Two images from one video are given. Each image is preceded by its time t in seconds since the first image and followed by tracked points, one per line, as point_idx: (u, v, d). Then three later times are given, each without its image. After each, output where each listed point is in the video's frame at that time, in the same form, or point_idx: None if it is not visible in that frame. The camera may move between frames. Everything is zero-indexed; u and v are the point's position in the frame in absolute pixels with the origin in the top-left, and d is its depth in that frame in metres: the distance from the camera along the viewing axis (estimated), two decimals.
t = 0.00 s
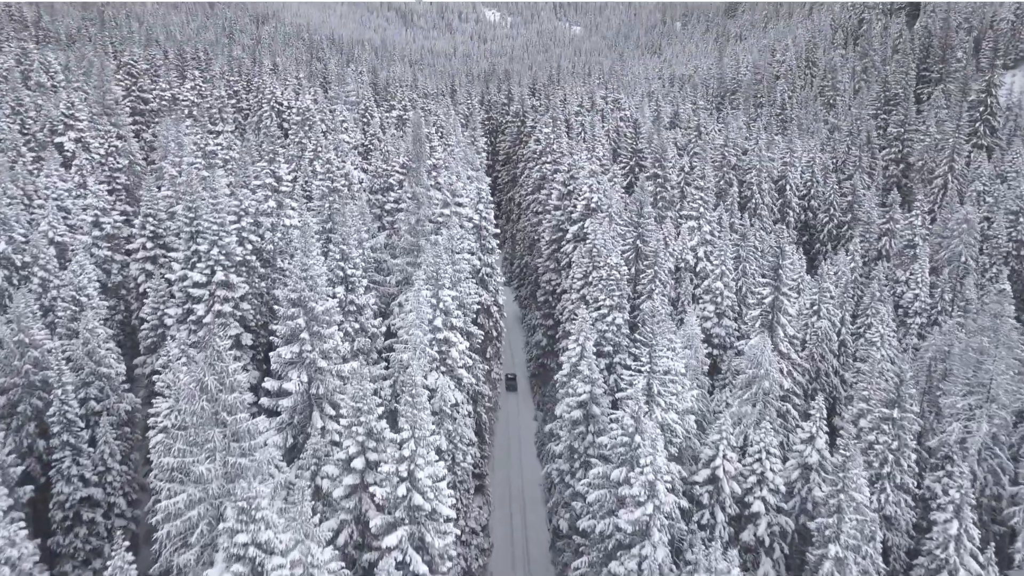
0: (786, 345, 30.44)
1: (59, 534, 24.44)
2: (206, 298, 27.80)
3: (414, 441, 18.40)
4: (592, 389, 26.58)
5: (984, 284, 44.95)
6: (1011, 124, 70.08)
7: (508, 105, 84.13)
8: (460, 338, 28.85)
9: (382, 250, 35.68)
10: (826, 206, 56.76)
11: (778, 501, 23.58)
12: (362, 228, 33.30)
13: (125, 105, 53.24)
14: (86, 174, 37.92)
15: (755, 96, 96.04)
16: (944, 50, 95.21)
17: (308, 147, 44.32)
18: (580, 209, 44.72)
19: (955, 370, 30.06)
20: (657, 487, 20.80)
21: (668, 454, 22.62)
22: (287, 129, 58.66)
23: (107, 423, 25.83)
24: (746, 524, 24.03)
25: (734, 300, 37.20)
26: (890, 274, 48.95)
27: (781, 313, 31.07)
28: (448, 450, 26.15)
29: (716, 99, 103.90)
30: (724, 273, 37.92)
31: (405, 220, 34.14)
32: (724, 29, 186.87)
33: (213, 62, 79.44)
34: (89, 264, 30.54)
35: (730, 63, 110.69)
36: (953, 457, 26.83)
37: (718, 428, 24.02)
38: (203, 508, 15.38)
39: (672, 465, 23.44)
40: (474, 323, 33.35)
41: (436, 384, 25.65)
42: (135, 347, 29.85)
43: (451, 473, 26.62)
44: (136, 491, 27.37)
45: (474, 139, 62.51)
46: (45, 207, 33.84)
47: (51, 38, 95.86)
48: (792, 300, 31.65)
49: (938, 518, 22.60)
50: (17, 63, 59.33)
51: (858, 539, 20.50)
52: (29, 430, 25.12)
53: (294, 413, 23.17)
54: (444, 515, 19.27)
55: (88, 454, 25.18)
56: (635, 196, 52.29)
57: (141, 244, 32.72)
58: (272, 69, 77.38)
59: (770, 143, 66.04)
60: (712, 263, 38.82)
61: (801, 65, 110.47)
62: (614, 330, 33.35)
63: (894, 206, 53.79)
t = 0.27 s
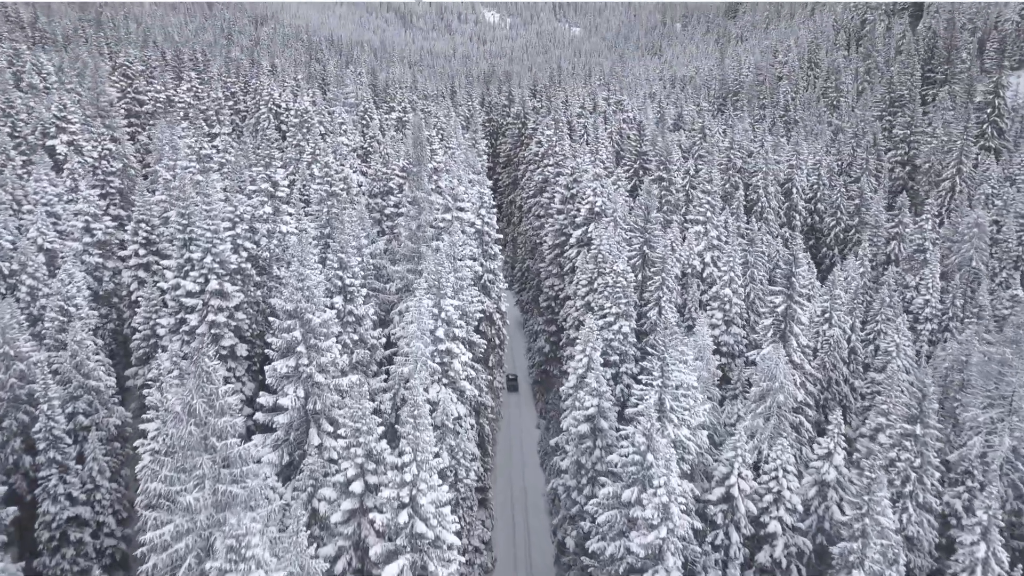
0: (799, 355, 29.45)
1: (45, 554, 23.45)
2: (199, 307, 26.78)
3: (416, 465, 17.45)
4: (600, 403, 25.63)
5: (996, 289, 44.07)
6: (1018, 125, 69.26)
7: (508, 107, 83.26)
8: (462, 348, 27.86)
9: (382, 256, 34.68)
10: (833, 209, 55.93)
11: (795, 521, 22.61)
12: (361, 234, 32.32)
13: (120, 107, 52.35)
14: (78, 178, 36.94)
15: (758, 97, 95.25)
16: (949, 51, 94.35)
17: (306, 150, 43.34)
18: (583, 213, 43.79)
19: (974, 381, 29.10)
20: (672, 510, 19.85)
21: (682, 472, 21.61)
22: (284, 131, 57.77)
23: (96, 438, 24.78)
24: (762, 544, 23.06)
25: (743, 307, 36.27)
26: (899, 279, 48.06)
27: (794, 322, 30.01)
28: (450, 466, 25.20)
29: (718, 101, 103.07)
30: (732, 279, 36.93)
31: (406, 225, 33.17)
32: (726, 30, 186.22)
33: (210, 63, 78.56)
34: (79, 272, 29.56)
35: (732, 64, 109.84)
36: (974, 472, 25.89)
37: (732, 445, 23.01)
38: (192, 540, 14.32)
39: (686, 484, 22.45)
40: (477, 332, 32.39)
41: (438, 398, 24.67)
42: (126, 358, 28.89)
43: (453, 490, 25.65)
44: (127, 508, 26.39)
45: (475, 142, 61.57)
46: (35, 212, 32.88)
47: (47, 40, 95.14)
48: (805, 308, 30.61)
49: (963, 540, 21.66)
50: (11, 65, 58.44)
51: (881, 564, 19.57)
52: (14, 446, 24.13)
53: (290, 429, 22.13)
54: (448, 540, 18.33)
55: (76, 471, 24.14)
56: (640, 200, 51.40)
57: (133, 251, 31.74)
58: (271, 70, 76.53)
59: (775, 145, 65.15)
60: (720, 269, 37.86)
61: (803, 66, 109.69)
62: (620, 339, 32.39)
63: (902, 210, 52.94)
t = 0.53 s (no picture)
0: (812, 364, 28.58)
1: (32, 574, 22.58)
2: (193, 315, 25.89)
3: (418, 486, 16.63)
4: (606, 414, 24.87)
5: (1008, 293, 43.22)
6: None
7: (510, 107, 82.51)
8: (465, 357, 27.02)
9: (382, 261, 33.85)
10: (839, 212, 55.17)
11: (811, 538, 21.78)
12: (361, 238, 31.41)
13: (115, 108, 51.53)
14: (70, 181, 36.11)
15: (761, 98, 94.51)
16: (954, 51, 93.56)
17: (304, 152, 42.52)
18: (587, 217, 42.95)
19: (993, 391, 28.19)
20: (685, 530, 18.99)
21: (695, 490, 20.77)
22: (283, 132, 56.97)
23: (85, 452, 23.88)
24: (776, 562, 22.27)
25: (751, 313, 35.46)
26: (908, 283, 47.28)
27: (806, 330, 29.08)
28: (452, 479, 24.46)
29: (720, 101, 102.33)
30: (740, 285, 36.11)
31: (406, 230, 32.35)
32: (727, 30, 185.53)
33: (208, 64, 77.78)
34: (70, 278, 28.70)
35: (734, 64, 109.06)
36: (994, 485, 25.08)
37: (747, 460, 22.18)
38: (180, 571, 13.30)
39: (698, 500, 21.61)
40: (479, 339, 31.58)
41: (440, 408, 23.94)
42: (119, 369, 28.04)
43: (454, 502, 24.93)
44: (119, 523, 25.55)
45: (476, 143, 60.76)
46: (25, 217, 32.01)
47: (44, 40, 94.50)
48: (817, 316, 29.67)
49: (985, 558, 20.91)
50: (6, 65, 57.67)
51: None
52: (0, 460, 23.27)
53: (286, 443, 21.25)
54: (453, 563, 17.50)
55: (65, 486, 23.27)
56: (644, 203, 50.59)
57: (126, 256, 30.91)
58: (269, 71, 75.75)
59: (779, 147, 64.37)
60: (728, 275, 37.15)
61: (806, 66, 108.96)
62: (627, 346, 31.57)
63: (910, 212, 52.09)
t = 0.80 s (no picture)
0: (825, 372, 27.72)
1: None
2: (187, 324, 25.02)
3: (420, 509, 15.82)
4: (614, 426, 24.04)
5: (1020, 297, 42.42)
6: None
7: (511, 107, 81.68)
8: (467, 367, 26.16)
9: (381, 266, 32.99)
10: (846, 214, 54.36)
11: (828, 557, 20.96)
12: (360, 242, 30.53)
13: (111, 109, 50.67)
14: (63, 183, 35.25)
15: (764, 98, 93.67)
16: (959, 51, 92.70)
17: (302, 153, 41.65)
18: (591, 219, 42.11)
19: (1011, 401, 27.37)
20: (700, 552, 18.15)
21: (709, 508, 19.93)
22: (281, 133, 56.12)
23: (73, 467, 23.01)
24: None
25: (760, 319, 34.63)
26: (917, 286, 46.43)
27: (819, 338, 28.23)
28: (455, 494, 23.65)
29: (723, 101, 101.52)
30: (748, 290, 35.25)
31: (407, 234, 31.51)
32: (728, 30, 184.74)
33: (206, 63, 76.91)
34: (60, 285, 27.82)
35: (736, 64, 108.22)
36: (1015, 500, 24.26)
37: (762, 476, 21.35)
38: None
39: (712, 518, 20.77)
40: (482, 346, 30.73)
41: (442, 420, 23.12)
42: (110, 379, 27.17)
43: (456, 517, 24.10)
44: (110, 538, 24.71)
45: (477, 144, 59.90)
46: (14, 221, 31.15)
47: (42, 40, 93.70)
48: (830, 323, 28.81)
49: None
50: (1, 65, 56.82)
51: None
52: None
53: (282, 459, 20.36)
54: None
55: (53, 503, 22.41)
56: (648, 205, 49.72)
57: (119, 261, 30.05)
58: (268, 70, 74.90)
59: (784, 148, 63.53)
60: (736, 279, 36.30)
61: (809, 66, 108.16)
62: (634, 353, 30.74)
63: (919, 214, 51.27)
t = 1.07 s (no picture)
0: (842, 383, 26.71)
1: None
2: (178, 335, 23.95)
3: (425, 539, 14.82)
4: (625, 441, 23.06)
5: None
6: None
7: (512, 107, 80.65)
8: (471, 378, 25.13)
9: (380, 272, 31.95)
10: (853, 216, 53.36)
11: None
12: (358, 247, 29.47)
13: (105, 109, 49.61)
14: (53, 186, 34.20)
15: (767, 97, 92.64)
16: (964, 50, 91.62)
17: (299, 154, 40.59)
18: (596, 222, 41.11)
19: None
20: None
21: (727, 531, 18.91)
22: (279, 134, 55.08)
23: (58, 485, 22.07)
24: None
25: (771, 326, 33.62)
26: (928, 290, 45.41)
27: (836, 347, 27.20)
28: (458, 512, 22.68)
29: (725, 101, 100.49)
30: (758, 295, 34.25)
31: (407, 239, 30.46)
32: (729, 29, 183.72)
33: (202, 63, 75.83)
34: (47, 293, 26.77)
35: (739, 63, 107.07)
36: None
37: (782, 496, 20.34)
38: None
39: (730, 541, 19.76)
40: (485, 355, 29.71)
41: (445, 435, 22.11)
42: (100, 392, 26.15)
43: (459, 536, 23.11)
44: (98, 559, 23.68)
45: (478, 145, 58.80)
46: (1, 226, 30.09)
47: (37, 39, 92.47)
48: (847, 331, 27.80)
49: None
50: None
51: None
52: None
53: (276, 479, 19.27)
54: None
55: (37, 524, 21.37)
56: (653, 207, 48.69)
57: (109, 268, 29.00)
58: (265, 70, 73.84)
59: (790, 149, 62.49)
60: (745, 284, 35.27)
61: (812, 66, 107.12)
62: (642, 362, 29.73)
63: (928, 216, 50.28)
